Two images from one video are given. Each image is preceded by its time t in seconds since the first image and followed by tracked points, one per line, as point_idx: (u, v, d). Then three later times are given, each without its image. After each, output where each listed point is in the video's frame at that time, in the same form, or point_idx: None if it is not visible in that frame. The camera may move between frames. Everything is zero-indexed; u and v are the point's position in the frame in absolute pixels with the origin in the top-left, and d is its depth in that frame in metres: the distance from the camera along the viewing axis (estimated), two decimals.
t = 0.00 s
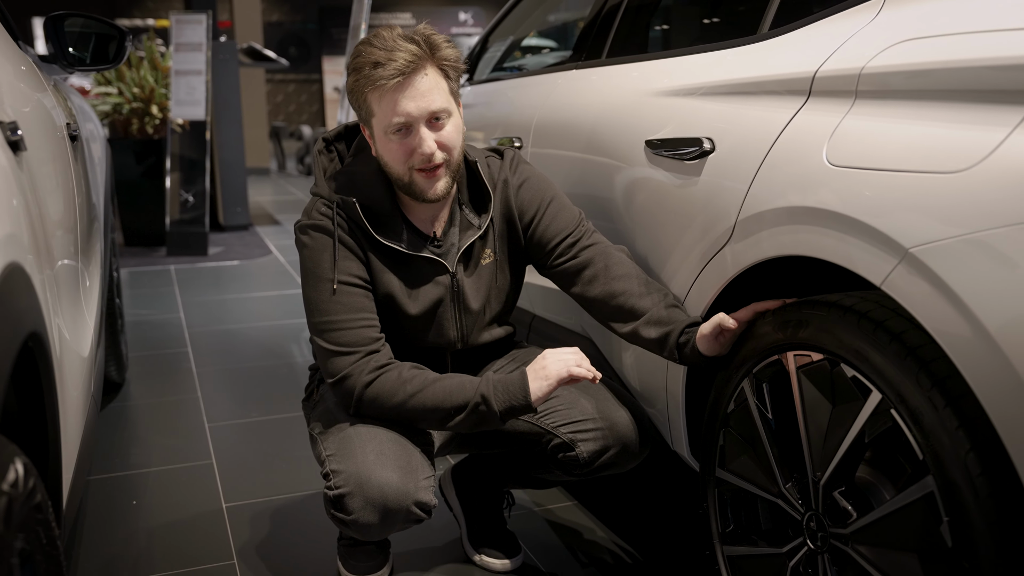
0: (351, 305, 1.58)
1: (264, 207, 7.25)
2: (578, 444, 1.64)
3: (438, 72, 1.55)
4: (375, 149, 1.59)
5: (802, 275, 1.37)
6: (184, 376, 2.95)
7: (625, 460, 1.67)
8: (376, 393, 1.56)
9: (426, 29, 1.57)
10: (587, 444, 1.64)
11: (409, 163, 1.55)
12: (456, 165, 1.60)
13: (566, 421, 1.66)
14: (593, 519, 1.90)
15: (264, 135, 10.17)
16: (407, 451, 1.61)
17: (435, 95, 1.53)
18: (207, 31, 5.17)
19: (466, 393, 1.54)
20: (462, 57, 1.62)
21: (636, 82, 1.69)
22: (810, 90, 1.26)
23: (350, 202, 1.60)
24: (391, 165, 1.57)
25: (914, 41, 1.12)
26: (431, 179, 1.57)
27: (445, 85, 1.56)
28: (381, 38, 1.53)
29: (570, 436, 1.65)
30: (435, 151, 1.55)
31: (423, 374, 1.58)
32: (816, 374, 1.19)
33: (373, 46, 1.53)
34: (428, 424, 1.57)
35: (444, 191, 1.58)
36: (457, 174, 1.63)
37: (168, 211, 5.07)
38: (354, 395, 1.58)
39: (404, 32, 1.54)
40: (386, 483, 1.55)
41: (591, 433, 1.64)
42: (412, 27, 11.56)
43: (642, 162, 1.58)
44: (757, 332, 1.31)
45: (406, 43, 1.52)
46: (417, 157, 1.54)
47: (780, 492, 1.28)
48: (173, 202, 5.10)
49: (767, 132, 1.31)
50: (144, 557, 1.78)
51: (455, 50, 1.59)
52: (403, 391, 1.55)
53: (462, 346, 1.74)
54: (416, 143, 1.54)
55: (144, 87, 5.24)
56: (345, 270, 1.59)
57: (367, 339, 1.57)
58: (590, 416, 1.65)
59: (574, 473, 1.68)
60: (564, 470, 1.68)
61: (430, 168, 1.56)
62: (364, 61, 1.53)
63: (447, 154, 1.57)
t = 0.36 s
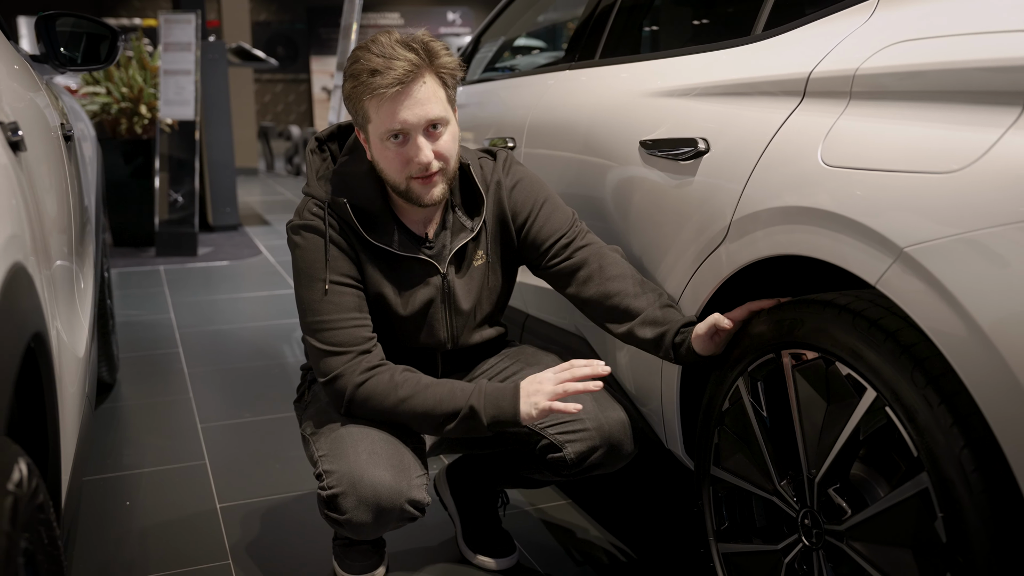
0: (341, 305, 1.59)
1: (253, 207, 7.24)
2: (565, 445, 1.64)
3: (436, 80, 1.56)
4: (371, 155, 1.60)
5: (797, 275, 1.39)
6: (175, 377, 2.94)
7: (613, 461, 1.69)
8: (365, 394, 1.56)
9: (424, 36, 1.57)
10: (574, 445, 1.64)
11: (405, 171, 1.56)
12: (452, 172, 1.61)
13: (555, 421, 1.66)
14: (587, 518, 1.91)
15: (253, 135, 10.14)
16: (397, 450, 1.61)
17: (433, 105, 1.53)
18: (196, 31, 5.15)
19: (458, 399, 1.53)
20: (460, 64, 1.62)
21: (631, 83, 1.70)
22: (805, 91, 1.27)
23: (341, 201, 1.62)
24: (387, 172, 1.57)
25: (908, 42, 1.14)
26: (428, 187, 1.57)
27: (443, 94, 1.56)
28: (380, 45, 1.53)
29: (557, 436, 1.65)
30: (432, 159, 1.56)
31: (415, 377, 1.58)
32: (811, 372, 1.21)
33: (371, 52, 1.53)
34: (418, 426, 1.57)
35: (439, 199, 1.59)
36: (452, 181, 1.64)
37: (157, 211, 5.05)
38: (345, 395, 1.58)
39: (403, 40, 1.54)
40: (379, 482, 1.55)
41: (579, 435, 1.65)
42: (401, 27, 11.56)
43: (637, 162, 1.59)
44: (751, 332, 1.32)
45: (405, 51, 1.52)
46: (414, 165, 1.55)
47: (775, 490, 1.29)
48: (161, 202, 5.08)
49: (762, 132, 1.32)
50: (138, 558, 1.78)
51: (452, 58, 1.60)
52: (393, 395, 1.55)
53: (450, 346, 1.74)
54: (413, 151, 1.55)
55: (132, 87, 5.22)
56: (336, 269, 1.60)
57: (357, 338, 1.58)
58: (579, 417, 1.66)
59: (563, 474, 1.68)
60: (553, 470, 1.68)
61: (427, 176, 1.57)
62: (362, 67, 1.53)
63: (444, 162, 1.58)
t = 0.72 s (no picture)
0: (340, 307, 1.58)
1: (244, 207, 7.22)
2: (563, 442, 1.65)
3: (440, 77, 1.57)
4: (376, 157, 1.60)
5: (792, 273, 1.40)
6: (168, 378, 2.93)
7: (610, 456, 1.69)
8: (363, 395, 1.57)
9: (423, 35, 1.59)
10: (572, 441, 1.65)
11: (417, 169, 1.56)
12: (457, 169, 1.63)
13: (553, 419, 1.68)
14: (583, 516, 1.91)
15: (243, 135, 10.12)
16: (396, 450, 1.61)
17: (441, 101, 1.54)
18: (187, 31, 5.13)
19: (463, 403, 1.55)
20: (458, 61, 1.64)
21: (627, 83, 1.71)
22: (801, 91, 1.29)
23: (337, 202, 1.60)
24: (397, 172, 1.58)
25: (904, 44, 1.15)
26: (438, 183, 1.58)
27: (447, 90, 1.57)
28: (382, 45, 1.54)
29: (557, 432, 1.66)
30: (442, 156, 1.57)
31: (415, 382, 1.58)
32: (808, 370, 1.22)
33: (375, 53, 1.54)
34: (417, 428, 1.57)
35: (449, 195, 1.61)
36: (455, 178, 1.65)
37: (148, 212, 5.04)
38: (343, 397, 1.58)
39: (404, 39, 1.56)
40: (379, 482, 1.56)
41: (577, 431, 1.66)
42: (391, 27, 11.56)
43: (633, 162, 1.60)
44: (747, 331, 1.33)
45: (409, 50, 1.53)
46: (426, 163, 1.56)
47: (773, 487, 1.30)
48: (152, 202, 5.06)
49: (758, 133, 1.33)
50: (135, 559, 1.78)
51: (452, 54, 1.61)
52: (392, 399, 1.56)
53: (446, 346, 1.75)
54: (425, 148, 1.55)
55: (122, 87, 5.20)
56: (333, 271, 1.60)
57: (355, 340, 1.58)
58: (576, 413, 1.67)
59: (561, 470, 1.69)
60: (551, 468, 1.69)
61: (437, 173, 1.58)
62: (367, 68, 1.53)
63: (451, 158, 1.60)
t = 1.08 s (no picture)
0: (336, 305, 1.59)
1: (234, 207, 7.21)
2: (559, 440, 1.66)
3: (437, 81, 1.58)
4: (373, 159, 1.60)
5: (788, 272, 1.41)
6: (162, 379, 2.93)
7: (606, 455, 1.71)
8: (358, 394, 1.57)
9: (419, 38, 1.59)
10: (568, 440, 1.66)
11: (413, 172, 1.57)
12: (453, 171, 1.63)
13: (549, 417, 1.68)
14: (578, 514, 1.92)
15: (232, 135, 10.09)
16: (391, 448, 1.62)
17: (438, 105, 1.55)
18: (178, 31, 5.11)
19: (459, 405, 1.55)
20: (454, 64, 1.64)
21: (622, 83, 1.72)
22: (797, 92, 1.30)
23: (335, 203, 1.62)
24: (393, 175, 1.58)
25: (899, 45, 1.16)
26: (434, 186, 1.59)
27: (443, 94, 1.58)
28: (379, 49, 1.54)
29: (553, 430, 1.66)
30: (438, 159, 1.58)
31: (411, 382, 1.59)
32: (804, 368, 1.23)
33: (372, 57, 1.54)
34: (413, 429, 1.58)
35: (445, 198, 1.61)
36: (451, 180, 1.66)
37: (138, 212, 5.02)
38: (339, 395, 1.58)
39: (401, 43, 1.56)
40: (373, 479, 1.56)
41: (573, 429, 1.66)
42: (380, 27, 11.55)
43: (630, 162, 1.60)
44: (744, 330, 1.34)
45: (406, 54, 1.54)
46: (422, 166, 1.57)
47: (769, 484, 1.31)
48: (143, 202, 5.05)
49: (755, 133, 1.34)
50: (132, 560, 1.78)
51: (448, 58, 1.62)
52: (389, 399, 1.56)
53: (441, 346, 1.75)
54: (421, 152, 1.56)
55: (113, 88, 5.13)
56: (330, 270, 1.61)
57: (352, 339, 1.59)
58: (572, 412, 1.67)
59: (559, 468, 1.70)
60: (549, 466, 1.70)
61: (432, 176, 1.58)
62: (365, 72, 1.54)
63: (447, 161, 1.60)
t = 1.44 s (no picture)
0: (332, 304, 1.60)
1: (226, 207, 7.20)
2: (556, 441, 1.66)
3: (433, 85, 1.58)
4: (370, 162, 1.61)
5: (785, 273, 1.42)
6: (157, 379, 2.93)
7: (603, 454, 1.72)
8: (354, 392, 1.57)
9: (416, 42, 1.60)
10: (565, 441, 1.66)
11: (409, 175, 1.57)
12: (450, 174, 1.63)
13: (546, 418, 1.69)
14: (575, 513, 1.93)
15: (224, 135, 10.08)
16: (386, 445, 1.62)
17: (433, 108, 1.55)
18: (170, 31, 5.10)
19: (453, 404, 1.56)
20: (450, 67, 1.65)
21: (619, 85, 1.73)
22: (793, 94, 1.31)
23: (332, 202, 1.63)
24: (390, 178, 1.59)
25: (895, 48, 1.17)
26: (430, 189, 1.59)
27: (440, 98, 1.58)
28: (376, 53, 1.55)
29: (549, 431, 1.67)
30: (434, 162, 1.58)
31: (408, 381, 1.59)
32: (802, 367, 1.24)
33: (369, 60, 1.55)
34: (409, 428, 1.58)
35: (441, 200, 1.61)
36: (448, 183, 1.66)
37: (131, 212, 5.02)
38: (335, 393, 1.59)
39: (397, 47, 1.57)
40: (367, 476, 1.56)
41: (570, 430, 1.67)
42: (372, 27, 11.55)
43: (626, 163, 1.62)
44: (741, 330, 1.36)
45: (402, 58, 1.54)
46: (418, 169, 1.57)
47: (767, 482, 1.33)
48: (136, 202, 5.04)
49: (752, 135, 1.35)
50: (130, 560, 1.78)
51: (444, 62, 1.62)
52: (384, 398, 1.57)
53: (439, 345, 1.76)
54: (417, 155, 1.56)
55: (105, 88, 5.19)
56: (326, 268, 1.62)
57: (348, 337, 1.60)
58: (568, 412, 1.68)
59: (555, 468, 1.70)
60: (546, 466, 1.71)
61: (429, 180, 1.58)
62: (361, 76, 1.55)
63: (443, 164, 1.60)
